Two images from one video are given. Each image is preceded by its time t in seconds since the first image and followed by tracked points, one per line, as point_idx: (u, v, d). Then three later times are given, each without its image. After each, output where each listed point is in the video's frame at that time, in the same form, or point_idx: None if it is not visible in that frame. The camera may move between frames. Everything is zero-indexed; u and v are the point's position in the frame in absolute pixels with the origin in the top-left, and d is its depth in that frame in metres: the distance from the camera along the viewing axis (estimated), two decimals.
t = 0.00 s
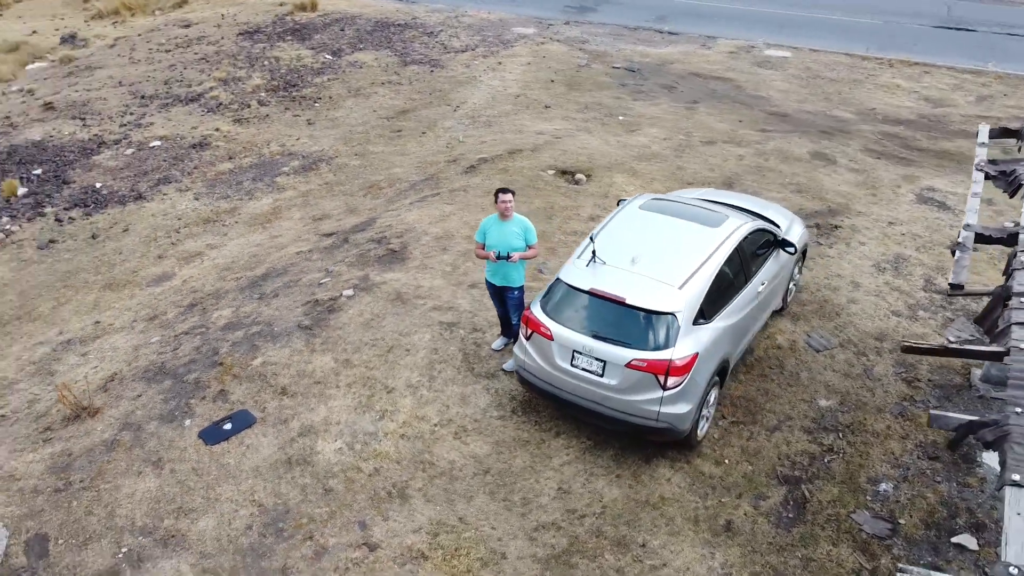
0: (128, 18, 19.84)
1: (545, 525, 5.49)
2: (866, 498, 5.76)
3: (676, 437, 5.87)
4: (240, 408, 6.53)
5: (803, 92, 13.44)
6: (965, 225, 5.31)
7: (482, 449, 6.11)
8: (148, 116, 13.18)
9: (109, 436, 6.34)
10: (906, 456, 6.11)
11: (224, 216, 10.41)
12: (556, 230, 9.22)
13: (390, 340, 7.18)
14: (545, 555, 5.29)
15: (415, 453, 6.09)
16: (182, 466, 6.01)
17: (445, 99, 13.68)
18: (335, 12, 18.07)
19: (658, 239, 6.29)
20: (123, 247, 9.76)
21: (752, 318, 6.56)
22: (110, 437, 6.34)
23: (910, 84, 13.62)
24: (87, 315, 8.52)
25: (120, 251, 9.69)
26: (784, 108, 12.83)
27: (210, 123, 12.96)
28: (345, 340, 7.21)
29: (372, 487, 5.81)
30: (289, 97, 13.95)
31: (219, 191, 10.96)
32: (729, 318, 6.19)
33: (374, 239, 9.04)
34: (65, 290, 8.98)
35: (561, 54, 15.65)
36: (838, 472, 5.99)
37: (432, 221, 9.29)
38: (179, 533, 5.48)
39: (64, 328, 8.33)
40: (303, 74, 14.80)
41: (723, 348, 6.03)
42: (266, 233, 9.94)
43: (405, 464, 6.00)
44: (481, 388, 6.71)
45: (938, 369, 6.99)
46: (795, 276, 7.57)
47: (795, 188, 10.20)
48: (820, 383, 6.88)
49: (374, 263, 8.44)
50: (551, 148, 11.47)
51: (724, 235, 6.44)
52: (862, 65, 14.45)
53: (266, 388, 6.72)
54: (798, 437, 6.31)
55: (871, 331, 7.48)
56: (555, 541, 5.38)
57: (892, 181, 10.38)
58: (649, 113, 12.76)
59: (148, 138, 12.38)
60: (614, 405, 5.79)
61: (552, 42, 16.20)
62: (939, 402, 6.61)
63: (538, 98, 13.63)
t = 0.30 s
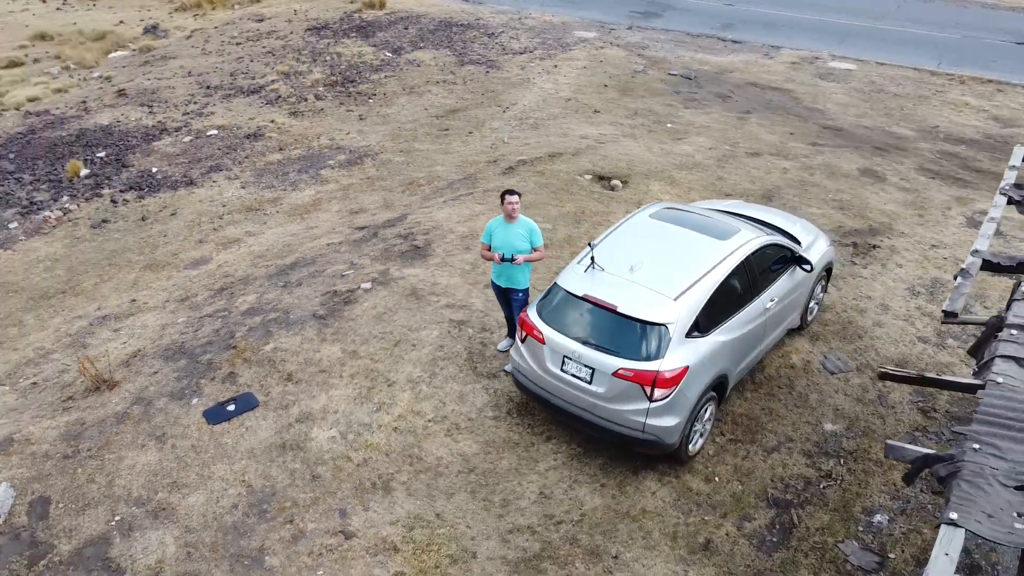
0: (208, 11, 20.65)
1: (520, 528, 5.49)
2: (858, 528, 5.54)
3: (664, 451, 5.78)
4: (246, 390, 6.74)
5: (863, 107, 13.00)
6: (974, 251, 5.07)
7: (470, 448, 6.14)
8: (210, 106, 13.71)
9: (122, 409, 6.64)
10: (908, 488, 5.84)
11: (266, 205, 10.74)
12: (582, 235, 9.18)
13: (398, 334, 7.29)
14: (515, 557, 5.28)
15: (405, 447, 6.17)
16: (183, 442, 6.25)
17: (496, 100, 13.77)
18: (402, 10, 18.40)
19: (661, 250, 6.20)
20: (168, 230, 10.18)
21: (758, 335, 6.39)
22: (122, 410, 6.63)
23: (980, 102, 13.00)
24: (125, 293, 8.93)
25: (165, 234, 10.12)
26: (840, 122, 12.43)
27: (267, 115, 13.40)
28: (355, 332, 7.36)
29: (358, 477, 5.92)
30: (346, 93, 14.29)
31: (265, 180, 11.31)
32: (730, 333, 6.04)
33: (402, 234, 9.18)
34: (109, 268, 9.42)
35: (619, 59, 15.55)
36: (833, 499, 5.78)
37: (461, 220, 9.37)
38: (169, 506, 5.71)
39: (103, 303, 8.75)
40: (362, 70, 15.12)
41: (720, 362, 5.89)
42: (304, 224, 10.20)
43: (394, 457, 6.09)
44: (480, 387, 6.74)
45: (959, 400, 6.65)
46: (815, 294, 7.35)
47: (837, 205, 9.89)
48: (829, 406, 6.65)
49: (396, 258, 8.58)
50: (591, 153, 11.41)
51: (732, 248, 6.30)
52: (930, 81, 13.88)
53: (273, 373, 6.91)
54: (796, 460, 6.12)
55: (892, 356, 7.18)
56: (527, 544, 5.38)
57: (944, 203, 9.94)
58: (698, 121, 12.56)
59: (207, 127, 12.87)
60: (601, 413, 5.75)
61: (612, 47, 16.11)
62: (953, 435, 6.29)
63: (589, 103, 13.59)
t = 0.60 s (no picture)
0: (282, 6, 21.30)
1: (494, 529, 5.50)
2: (842, 557, 5.33)
3: (648, 463, 5.70)
4: (252, 374, 6.95)
5: (923, 124, 12.49)
6: (974, 278, 4.84)
7: (458, 446, 6.18)
8: (268, 99, 14.17)
9: (136, 384, 6.93)
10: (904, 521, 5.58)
11: (306, 197, 11.02)
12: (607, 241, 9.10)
13: (405, 330, 7.39)
14: (483, 557, 5.30)
15: (394, 440, 6.25)
16: (185, 420, 6.47)
17: (545, 102, 13.78)
18: (466, 11, 18.60)
19: (661, 259, 6.11)
20: (211, 217, 10.56)
21: (761, 352, 6.23)
22: (136, 386, 6.92)
23: None
24: (162, 274, 9.31)
25: (208, 219, 10.50)
26: (896, 139, 11.98)
27: (320, 109, 13.76)
28: (365, 325, 7.49)
29: (345, 467, 6.02)
30: (399, 90, 14.53)
31: (309, 173, 11.61)
32: (726, 348, 5.90)
33: (428, 231, 9.30)
34: (151, 250, 9.84)
35: (675, 65, 15.34)
36: (821, 525, 5.57)
37: (487, 221, 9.43)
38: (163, 481, 5.93)
39: (140, 283, 9.15)
40: (418, 69, 15.35)
41: (712, 377, 5.77)
42: (339, 217, 10.42)
43: (382, 449, 6.17)
44: (478, 386, 6.77)
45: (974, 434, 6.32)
46: (834, 313, 7.10)
47: (878, 225, 9.54)
48: (833, 431, 6.42)
49: (418, 255, 8.69)
50: (631, 159, 11.31)
51: (736, 262, 6.15)
52: (1000, 99, 13.24)
53: (281, 359, 7.09)
54: (788, 483, 5.93)
55: (910, 383, 6.88)
56: (499, 546, 5.38)
57: (994, 227, 9.46)
58: (747, 132, 12.30)
59: (261, 119, 13.30)
60: (586, 420, 5.72)
61: (670, 53, 15.91)
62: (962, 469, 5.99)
63: (638, 109, 13.47)
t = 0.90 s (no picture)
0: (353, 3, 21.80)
1: (468, 527, 5.52)
2: None
3: (631, 474, 5.62)
4: (262, 358, 7.16)
5: (987, 142, 11.92)
6: (969, 304, 4.61)
7: (447, 442, 6.23)
8: (324, 94, 14.54)
9: (152, 361, 7.22)
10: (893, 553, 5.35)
11: (346, 189, 11.27)
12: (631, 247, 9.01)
13: (414, 325, 7.48)
14: (453, 553, 5.33)
15: (386, 432, 6.34)
16: (192, 398, 6.72)
17: (595, 106, 13.71)
18: (529, 13, 18.69)
19: (659, 269, 6.03)
20: (253, 204, 10.91)
21: (760, 369, 6.07)
22: (153, 362, 7.21)
23: None
24: (199, 258, 9.67)
25: (250, 207, 10.85)
26: (954, 157, 11.47)
27: (373, 105, 14.03)
28: (376, 317, 7.62)
29: (334, 455, 6.15)
30: (451, 89, 14.69)
31: (352, 167, 11.86)
32: (719, 362, 5.76)
33: (454, 229, 9.39)
34: (192, 234, 10.23)
35: (733, 73, 15.06)
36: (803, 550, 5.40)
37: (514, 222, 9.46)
38: (162, 454, 6.17)
39: (178, 265, 9.52)
40: (473, 68, 15.50)
41: (701, 390, 5.66)
42: (374, 210, 10.62)
43: (373, 440, 6.27)
44: (476, 385, 6.81)
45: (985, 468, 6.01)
46: (849, 333, 6.85)
47: (919, 245, 9.15)
48: (834, 454, 6.20)
49: (439, 252, 8.79)
50: (671, 166, 11.15)
51: (737, 275, 6.02)
52: None
53: (291, 346, 7.28)
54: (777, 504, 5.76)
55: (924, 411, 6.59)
56: (470, 543, 5.41)
57: None
58: (796, 144, 11.99)
59: (314, 112, 13.67)
60: (569, 426, 5.69)
61: (729, 61, 15.62)
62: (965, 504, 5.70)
63: (688, 116, 13.28)
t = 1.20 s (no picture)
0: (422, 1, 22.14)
1: (443, 522, 5.57)
2: None
3: (611, 482, 5.56)
4: (272, 344, 7.36)
5: None
6: (956, 330, 4.42)
7: (436, 438, 6.29)
8: (378, 90, 14.83)
9: (171, 340, 7.51)
10: None
11: (385, 184, 11.47)
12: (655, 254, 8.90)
13: (423, 320, 7.57)
14: (423, 547, 5.38)
15: (378, 423, 6.44)
16: (201, 378, 6.96)
17: (643, 112, 13.58)
18: (591, 16, 18.64)
19: (656, 277, 5.94)
20: (294, 195, 11.21)
21: (756, 385, 5.91)
22: (171, 341, 7.50)
23: None
24: (235, 244, 10.00)
25: (290, 197, 11.16)
26: (1015, 178, 10.91)
27: (423, 103, 14.24)
28: (387, 311, 7.75)
29: (326, 442, 6.28)
30: (503, 89, 14.77)
31: (394, 162, 12.06)
32: (709, 376, 5.64)
33: (480, 229, 9.45)
34: (233, 220, 10.58)
35: (791, 83, 14.68)
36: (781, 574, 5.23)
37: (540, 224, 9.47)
38: (165, 430, 6.42)
39: (214, 249, 9.87)
40: (527, 70, 15.54)
41: (687, 403, 5.55)
42: (409, 206, 10.77)
43: (365, 430, 6.38)
44: (474, 383, 6.84)
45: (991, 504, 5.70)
46: (862, 354, 6.60)
47: (959, 268, 8.75)
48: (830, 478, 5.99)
49: (461, 250, 8.86)
50: (710, 175, 10.96)
51: (736, 287, 5.87)
52: None
53: (302, 334, 7.47)
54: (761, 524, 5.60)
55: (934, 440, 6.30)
56: (442, 539, 5.45)
57: None
58: (845, 158, 11.62)
59: (365, 108, 13.96)
60: (551, 429, 5.67)
61: (789, 70, 15.23)
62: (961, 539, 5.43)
63: (737, 125, 13.01)
